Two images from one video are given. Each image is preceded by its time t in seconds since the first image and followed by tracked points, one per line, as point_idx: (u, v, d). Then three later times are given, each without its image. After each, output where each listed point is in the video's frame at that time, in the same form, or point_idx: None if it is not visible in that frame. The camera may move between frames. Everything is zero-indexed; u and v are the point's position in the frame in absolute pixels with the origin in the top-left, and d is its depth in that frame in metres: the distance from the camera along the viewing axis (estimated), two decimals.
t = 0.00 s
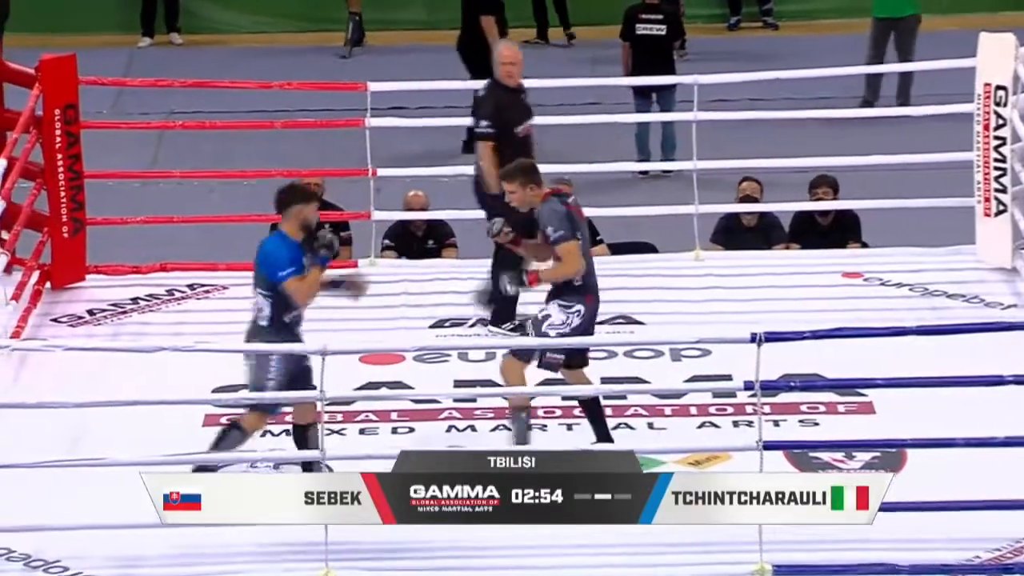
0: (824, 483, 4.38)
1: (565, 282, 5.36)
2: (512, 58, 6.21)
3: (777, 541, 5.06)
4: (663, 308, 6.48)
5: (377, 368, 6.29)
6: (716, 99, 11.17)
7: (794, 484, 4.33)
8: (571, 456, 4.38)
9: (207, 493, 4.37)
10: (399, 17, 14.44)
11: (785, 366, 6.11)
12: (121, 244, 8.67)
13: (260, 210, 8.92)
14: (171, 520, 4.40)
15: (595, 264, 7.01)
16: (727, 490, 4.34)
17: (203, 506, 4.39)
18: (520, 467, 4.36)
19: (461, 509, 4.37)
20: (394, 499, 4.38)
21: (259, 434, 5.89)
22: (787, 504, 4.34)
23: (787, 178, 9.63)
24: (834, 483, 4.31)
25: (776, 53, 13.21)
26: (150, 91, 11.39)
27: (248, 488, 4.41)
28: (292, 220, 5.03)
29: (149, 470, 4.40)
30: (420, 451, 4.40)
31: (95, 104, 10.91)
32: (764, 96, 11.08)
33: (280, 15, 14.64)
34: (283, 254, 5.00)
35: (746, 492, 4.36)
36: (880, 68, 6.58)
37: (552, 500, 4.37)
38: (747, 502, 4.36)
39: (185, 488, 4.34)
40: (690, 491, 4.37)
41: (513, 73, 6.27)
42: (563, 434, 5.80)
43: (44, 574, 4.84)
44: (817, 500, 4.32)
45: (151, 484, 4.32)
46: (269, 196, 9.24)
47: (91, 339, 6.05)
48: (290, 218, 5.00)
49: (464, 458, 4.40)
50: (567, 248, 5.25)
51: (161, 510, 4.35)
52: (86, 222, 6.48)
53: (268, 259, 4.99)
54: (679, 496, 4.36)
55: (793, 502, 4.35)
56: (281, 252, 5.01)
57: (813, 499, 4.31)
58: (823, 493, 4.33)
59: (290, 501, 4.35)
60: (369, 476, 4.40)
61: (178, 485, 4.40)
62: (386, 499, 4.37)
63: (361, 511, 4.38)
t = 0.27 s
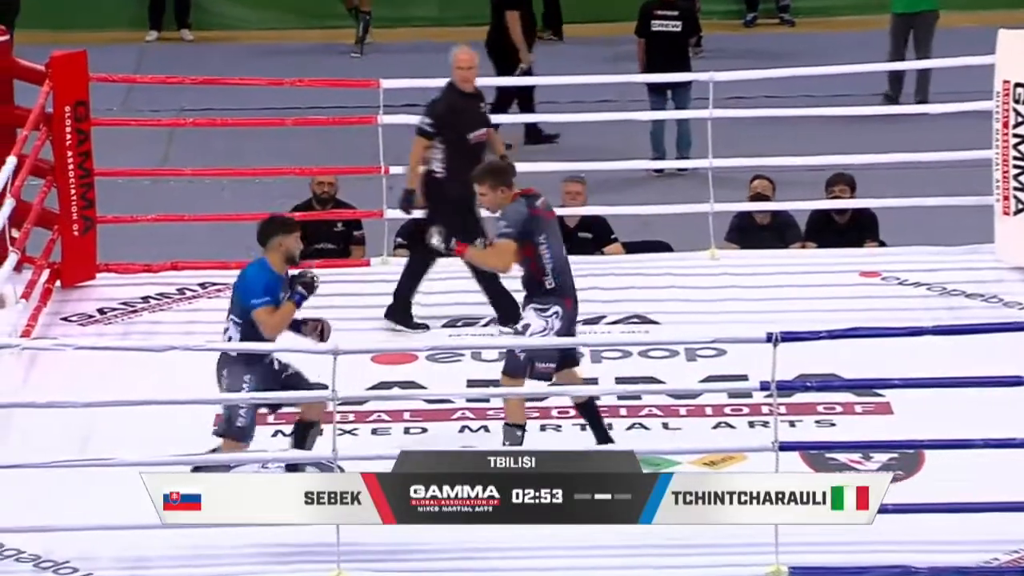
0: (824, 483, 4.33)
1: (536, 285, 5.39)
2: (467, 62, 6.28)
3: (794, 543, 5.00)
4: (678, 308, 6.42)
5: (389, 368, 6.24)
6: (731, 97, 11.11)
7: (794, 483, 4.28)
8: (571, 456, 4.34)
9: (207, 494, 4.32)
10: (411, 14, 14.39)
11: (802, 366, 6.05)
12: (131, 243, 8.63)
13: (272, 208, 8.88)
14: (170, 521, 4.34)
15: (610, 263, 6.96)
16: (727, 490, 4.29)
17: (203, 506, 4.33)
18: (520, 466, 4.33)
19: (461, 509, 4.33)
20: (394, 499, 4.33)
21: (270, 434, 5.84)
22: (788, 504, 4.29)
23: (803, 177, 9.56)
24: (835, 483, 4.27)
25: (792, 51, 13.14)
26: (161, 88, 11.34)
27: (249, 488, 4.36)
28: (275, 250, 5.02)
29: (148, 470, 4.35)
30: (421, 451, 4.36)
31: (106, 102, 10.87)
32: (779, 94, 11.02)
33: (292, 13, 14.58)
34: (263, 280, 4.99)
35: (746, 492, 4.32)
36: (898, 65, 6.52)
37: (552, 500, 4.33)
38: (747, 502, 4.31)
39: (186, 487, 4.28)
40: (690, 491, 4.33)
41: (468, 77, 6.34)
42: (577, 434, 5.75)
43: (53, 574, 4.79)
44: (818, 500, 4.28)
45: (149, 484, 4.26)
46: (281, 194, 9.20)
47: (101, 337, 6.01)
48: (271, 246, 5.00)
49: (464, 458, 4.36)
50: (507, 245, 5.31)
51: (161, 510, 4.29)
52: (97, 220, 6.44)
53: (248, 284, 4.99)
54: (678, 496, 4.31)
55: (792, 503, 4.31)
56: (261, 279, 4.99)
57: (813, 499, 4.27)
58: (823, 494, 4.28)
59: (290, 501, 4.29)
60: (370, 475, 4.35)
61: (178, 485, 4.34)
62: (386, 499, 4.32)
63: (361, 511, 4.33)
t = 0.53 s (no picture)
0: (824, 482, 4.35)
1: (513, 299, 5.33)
2: (444, 58, 6.15)
3: (810, 543, 4.97)
4: (694, 307, 6.38)
5: (404, 366, 6.22)
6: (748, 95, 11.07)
7: (794, 483, 4.30)
8: (571, 456, 4.35)
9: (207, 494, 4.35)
10: (426, 11, 14.36)
11: (819, 365, 6.01)
12: (147, 241, 8.61)
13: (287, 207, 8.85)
14: (170, 521, 4.38)
15: (626, 261, 6.93)
16: (727, 490, 4.31)
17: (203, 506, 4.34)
18: (520, 466, 4.34)
19: (461, 509, 4.34)
20: (393, 499, 4.34)
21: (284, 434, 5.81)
22: (788, 504, 4.32)
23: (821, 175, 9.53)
24: (835, 483, 4.29)
25: (811, 48, 13.09)
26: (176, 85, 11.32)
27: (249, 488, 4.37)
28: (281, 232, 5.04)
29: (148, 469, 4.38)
30: (421, 451, 4.37)
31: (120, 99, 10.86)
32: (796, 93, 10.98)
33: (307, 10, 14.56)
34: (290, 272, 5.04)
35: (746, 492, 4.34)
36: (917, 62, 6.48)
37: (552, 500, 4.33)
38: (747, 502, 4.33)
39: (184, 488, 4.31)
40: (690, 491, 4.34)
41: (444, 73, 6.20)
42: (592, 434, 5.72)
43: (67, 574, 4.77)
44: (818, 500, 4.31)
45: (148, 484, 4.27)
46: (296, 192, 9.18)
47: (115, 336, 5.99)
48: (277, 229, 5.03)
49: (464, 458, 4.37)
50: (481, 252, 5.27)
51: (161, 510, 4.31)
52: (111, 217, 6.42)
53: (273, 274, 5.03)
54: (679, 496, 4.32)
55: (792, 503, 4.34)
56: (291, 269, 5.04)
57: (813, 499, 4.29)
58: (823, 493, 4.30)
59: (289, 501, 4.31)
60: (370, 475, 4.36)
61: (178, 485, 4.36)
62: (386, 498, 4.33)
63: (360, 511, 4.34)
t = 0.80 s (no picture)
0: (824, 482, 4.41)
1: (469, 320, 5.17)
2: (416, 58, 6.20)
3: (827, 541, 4.93)
4: (710, 303, 6.35)
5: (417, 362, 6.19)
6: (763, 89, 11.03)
7: (794, 484, 4.36)
8: (571, 456, 4.40)
9: (207, 494, 4.38)
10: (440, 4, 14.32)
11: (835, 361, 5.97)
12: (159, 235, 8.58)
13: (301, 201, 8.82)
14: (170, 521, 4.39)
15: (641, 256, 6.89)
16: (728, 491, 4.35)
17: (204, 506, 4.39)
18: (520, 466, 4.39)
19: (461, 508, 4.39)
20: (393, 499, 4.39)
21: (297, 430, 5.78)
22: (788, 504, 4.37)
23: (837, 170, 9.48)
24: (835, 483, 4.35)
25: (826, 43, 13.04)
26: (189, 79, 11.30)
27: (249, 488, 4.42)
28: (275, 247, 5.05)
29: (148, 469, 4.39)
30: (422, 451, 4.42)
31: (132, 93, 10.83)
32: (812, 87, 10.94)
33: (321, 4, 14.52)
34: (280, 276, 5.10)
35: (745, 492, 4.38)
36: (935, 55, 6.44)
37: (552, 500, 4.38)
38: (747, 502, 4.38)
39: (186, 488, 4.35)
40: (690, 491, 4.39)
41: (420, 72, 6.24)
42: (606, 430, 5.69)
43: (79, 571, 4.75)
44: (818, 500, 4.36)
45: (149, 483, 4.32)
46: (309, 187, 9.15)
47: (127, 331, 5.97)
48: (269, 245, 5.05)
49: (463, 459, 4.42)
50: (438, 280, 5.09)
51: (161, 510, 4.36)
52: (123, 212, 6.40)
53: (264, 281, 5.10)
54: (679, 496, 4.37)
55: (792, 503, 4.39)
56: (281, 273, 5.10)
57: (813, 499, 4.35)
58: (823, 494, 4.36)
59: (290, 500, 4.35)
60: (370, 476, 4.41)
61: (178, 485, 4.38)
62: (386, 497, 4.38)
63: (361, 511, 4.38)
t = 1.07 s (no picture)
0: (824, 482, 4.41)
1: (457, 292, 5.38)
2: (409, 55, 5.92)
3: (847, 536, 4.89)
4: (730, 296, 6.31)
5: (434, 355, 6.15)
6: (781, 81, 10.98)
7: (794, 484, 4.35)
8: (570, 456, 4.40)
9: (207, 493, 4.39)
10: None
11: (856, 356, 5.93)
12: (174, 228, 8.56)
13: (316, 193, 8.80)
14: (170, 521, 4.39)
15: (660, 249, 6.85)
16: (727, 491, 4.34)
17: (204, 506, 4.41)
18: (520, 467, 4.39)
19: (461, 509, 4.39)
20: (393, 499, 4.39)
21: (314, 423, 5.75)
22: (788, 504, 4.36)
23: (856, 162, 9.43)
24: (835, 483, 4.34)
25: (845, 35, 12.99)
26: (205, 71, 11.27)
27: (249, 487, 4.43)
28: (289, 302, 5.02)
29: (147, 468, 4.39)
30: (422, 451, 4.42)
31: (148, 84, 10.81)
32: (831, 79, 10.89)
33: None
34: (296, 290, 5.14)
35: (746, 491, 4.37)
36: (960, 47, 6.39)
37: (552, 500, 4.38)
38: (747, 502, 4.37)
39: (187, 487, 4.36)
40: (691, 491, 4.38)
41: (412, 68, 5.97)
42: (625, 424, 5.66)
43: (96, 565, 4.72)
44: (817, 500, 4.36)
45: (149, 482, 4.34)
46: (325, 179, 9.12)
47: (143, 323, 5.95)
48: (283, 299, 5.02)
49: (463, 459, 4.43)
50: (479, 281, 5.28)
51: (161, 510, 4.37)
52: (139, 204, 6.37)
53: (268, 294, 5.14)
54: (678, 496, 4.37)
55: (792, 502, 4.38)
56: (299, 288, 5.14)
57: (813, 499, 4.35)
58: (823, 493, 4.36)
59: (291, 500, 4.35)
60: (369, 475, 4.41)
61: (177, 485, 4.40)
62: (386, 498, 4.38)
63: (361, 511, 4.39)
